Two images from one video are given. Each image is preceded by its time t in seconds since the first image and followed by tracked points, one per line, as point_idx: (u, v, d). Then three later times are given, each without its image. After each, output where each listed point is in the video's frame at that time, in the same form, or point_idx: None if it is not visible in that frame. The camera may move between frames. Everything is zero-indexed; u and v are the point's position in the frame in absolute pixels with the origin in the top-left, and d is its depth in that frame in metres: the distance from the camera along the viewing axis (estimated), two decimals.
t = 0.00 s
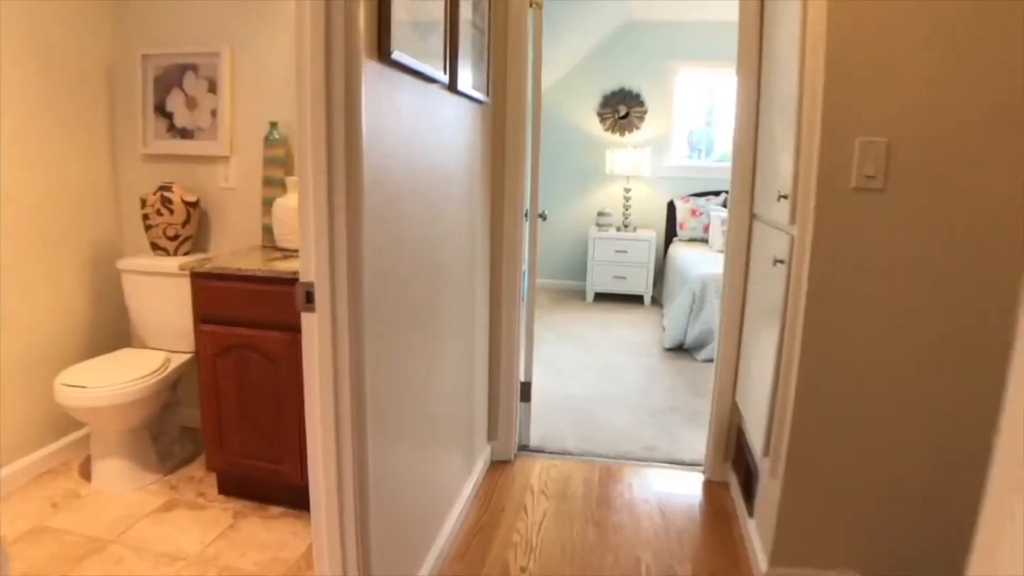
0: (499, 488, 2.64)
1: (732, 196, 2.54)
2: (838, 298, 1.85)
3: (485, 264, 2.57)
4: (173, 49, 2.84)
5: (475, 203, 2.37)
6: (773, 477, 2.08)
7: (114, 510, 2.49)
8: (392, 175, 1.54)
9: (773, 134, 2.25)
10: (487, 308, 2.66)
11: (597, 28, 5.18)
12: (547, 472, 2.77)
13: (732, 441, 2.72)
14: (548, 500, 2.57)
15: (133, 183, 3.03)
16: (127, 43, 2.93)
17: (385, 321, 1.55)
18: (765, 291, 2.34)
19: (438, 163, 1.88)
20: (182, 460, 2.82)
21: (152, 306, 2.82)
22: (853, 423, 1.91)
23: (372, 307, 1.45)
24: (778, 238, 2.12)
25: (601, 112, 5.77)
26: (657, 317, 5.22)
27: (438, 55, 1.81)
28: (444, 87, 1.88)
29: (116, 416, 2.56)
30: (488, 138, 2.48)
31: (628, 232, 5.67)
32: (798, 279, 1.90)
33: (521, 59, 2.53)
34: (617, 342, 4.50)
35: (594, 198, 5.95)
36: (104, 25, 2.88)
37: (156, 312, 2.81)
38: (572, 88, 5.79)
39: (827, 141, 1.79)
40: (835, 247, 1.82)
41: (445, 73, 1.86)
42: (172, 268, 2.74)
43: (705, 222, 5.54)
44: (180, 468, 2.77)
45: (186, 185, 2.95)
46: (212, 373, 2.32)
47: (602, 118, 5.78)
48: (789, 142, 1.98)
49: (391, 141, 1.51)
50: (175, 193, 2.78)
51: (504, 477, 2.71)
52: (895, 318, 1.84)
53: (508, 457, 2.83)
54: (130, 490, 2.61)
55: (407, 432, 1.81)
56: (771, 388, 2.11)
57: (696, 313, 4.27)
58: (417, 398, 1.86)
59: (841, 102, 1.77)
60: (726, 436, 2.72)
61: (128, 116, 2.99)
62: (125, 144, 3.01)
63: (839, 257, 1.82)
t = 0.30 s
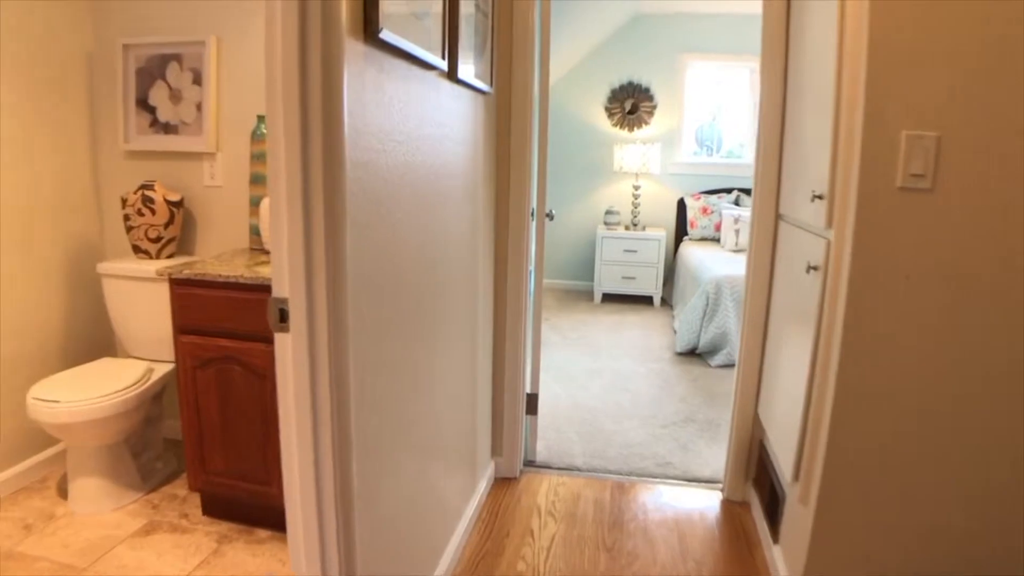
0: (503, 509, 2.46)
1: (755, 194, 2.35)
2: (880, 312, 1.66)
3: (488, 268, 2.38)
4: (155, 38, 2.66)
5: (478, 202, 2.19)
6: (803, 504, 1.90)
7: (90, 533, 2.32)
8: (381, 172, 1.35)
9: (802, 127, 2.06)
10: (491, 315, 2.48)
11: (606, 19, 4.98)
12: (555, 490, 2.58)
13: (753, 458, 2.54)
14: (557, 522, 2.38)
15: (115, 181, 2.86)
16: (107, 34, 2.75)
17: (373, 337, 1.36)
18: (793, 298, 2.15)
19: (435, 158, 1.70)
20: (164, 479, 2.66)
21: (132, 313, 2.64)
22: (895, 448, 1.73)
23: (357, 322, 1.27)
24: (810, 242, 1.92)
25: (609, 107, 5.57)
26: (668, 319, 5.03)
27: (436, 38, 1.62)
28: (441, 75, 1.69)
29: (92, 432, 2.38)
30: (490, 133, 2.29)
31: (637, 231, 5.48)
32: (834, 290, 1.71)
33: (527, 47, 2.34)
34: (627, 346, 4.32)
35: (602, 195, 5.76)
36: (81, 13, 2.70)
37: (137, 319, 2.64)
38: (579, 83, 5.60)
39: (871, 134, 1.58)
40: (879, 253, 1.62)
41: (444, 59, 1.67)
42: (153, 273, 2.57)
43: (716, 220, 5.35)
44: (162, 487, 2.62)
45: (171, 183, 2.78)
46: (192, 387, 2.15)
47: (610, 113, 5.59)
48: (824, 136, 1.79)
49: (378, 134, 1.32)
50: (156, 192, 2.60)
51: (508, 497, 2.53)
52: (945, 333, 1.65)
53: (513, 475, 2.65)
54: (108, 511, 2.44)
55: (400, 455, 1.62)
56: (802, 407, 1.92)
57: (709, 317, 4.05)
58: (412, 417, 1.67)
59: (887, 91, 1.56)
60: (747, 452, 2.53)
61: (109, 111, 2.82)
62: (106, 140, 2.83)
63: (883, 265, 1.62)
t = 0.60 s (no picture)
0: (503, 538, 2.28)
1: (775, 197, 2.15)
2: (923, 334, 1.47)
3: (486, 278, 2.19)
4: (127, 32, 2.48)
5: (474, 208, 2.00)
6: (832, 543, 1.71)
7: (54, 565, 2.15)
8: (358, 177, 1.17)
9: (829, 125, 1.87)
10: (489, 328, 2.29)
11: (609, 12, 4.79)
12: (558, 516, 2.40)
13: (772, 482, 2.35)
14: (560, 554, 2.20)
15: (89, 184, 2.69)
16: (78, 27, 2.58)
17: (353, 366, 1.18)
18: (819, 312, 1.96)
19: (425, 160, 1.51)
20: (140, 502, 2.48)
21: (104, 325, 2.47)
22: (938, 485, 1.54)
23: (330, 353, 1.09)
24: (840, 251, 1.74)
25: (613, 103, 5.38)
26: (675, 323, 4.84)
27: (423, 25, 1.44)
28: (431, 68, 1.50)
29: (58, 455, 2.21)
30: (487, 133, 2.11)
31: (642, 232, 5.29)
32: (871, 308, 1.52)
33: (527, 38, 2.15)
34: (632, 353, 4.13)
35: (606, 195, 5.57)
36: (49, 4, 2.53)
37: (109, 332, 2.46)
38: (582, 78, 5.40)
39: (915, 134, 1.40)
40: (923, 269, 1.43)
41: (433, 49, 1.49)
42: (126, 283, 2.40)
43: (725, 220, 5.16)
44: (137, 511, 2.43)
45: (147, 186, 2.60)
46: (162, 410, 1.98)
47: (614, 110, 5.40)
48: (858, 135, 1.60)
49: (353, 135, 1.14)
50: (129, 195, 2.43)
51: (508, 525, 2.34)
52: (996, 357, 1.46)
53: (513, 498, 2.47)
54: (77, 539, 2.27)
55: (387, 492, 1.43)
56: (830, 435, 1.73)
57: (720, 323, 3.82)
58: (402, 450, 1.49)
59: (933, 85, 1.38)
60: (765, 476, 2.34)
61: (81, 109, 2.64)
62: (79, 140, 2.66)
63: (928, 282, 1.44)
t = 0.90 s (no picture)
0: (491, 567, 2.08)
1: (791, 193, 1.95)
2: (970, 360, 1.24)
3: (471, 285, 1.99)
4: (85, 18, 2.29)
5: (456, 208, 1.79)
6: None
7: None
8: (296, 173, 0.96)
9: (852, 114, 1.67)
10: (476, 338, 2.09)
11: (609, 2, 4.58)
12: (552, 544, 2.20)
13: (787, 507, 2.15)
14: None
15: (48, 183, 2.50)
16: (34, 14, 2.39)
17: (293, 400, 0.98)
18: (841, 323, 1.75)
19: (392, 153, 1.31)
20: (98, 528, 2.28)
21: (59, 336, 2.27)
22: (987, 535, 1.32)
23: (257, 389, 0.88)
24: (867, 257, 1.53)
25: (613, 97, 5.18)
26: (678, 326, 4.64)
27: None
28: (398, 48, 1.30)
29: None
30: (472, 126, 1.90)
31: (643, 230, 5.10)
32: (907, 324, 1.31)
33: (516, 19, 1.93)
34: (634, 358, 3.93)
35: (606, 192, 5.36)
36: None
37: (64, 344, 2.27)
38: (581, 71, 5.19)
39: (961, 123, 1.18)
40: (971, 282, 1.22)
41: (401, 25, 1.28)
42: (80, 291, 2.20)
43: (729, 218, 4.96)
44: (94, 539, 2.24)
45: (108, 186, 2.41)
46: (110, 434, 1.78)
47: (614, 104, 5.19)
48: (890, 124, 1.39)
49: (289, 121, 0.93)
50: (85, 196, 2.24)
51: (498, 553, 2.14)
52: None
53: (504, 524, 2.27)
54: (25, 570, 2.08)
55: (354, 539, 1.23)
56: (856, 464, 1.53)
57: (725, 328, 3.60)
58: (368, 485, 1.29)
59: (985, 64, 1.15)
60: (779, 500, 2.14)
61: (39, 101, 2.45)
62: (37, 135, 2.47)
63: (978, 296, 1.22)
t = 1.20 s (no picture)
0: None
1: (803, 198, 1.74)
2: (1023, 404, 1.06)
3: (444, 302, 1.79)
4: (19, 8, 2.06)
5: (426, 219, 1.59)
6: None
7: None
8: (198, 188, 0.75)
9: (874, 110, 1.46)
10: (452, 360, 1.89)
11: None
12: None
13: (796, 543, 1.96)
14: None
15: None
16: None
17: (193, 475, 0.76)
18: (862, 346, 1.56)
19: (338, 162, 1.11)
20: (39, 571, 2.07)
21: None
22: None
23: (140, 470, 0.67)
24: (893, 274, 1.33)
25: (608, 94, 4.97)
26: (676, 333, 4.45)
27: None
28: (342, 37, 1.09)
29: None
30: (443, 126, 1.70)
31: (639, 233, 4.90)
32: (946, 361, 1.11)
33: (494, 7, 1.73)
34: (629, 368, 3.73)
35: (601, 193, 5.16)
36: None
37: None
38: (574, 68, 4.99)
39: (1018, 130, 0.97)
40: None
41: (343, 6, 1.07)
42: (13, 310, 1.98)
43: (729, 220, 4.77)
44: None
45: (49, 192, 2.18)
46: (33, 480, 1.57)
47: (609, 101, 4.98)
48: (922, 124, 1.18)
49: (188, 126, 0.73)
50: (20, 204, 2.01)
51: None
52: None
53: (486, 562, 2.07)
54: None
55: None
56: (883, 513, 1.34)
57: (726, 338, 3.39)
58: (315, 550, 1.09)
59: None
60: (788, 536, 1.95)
61: None
62: None
63: None
